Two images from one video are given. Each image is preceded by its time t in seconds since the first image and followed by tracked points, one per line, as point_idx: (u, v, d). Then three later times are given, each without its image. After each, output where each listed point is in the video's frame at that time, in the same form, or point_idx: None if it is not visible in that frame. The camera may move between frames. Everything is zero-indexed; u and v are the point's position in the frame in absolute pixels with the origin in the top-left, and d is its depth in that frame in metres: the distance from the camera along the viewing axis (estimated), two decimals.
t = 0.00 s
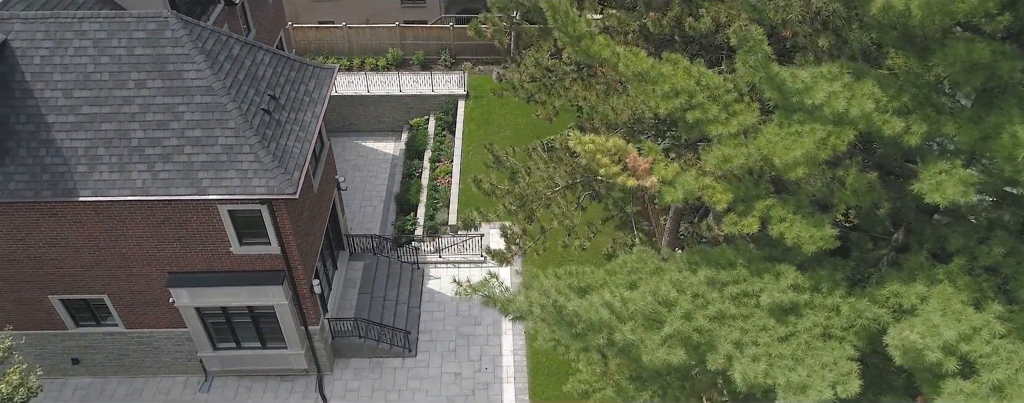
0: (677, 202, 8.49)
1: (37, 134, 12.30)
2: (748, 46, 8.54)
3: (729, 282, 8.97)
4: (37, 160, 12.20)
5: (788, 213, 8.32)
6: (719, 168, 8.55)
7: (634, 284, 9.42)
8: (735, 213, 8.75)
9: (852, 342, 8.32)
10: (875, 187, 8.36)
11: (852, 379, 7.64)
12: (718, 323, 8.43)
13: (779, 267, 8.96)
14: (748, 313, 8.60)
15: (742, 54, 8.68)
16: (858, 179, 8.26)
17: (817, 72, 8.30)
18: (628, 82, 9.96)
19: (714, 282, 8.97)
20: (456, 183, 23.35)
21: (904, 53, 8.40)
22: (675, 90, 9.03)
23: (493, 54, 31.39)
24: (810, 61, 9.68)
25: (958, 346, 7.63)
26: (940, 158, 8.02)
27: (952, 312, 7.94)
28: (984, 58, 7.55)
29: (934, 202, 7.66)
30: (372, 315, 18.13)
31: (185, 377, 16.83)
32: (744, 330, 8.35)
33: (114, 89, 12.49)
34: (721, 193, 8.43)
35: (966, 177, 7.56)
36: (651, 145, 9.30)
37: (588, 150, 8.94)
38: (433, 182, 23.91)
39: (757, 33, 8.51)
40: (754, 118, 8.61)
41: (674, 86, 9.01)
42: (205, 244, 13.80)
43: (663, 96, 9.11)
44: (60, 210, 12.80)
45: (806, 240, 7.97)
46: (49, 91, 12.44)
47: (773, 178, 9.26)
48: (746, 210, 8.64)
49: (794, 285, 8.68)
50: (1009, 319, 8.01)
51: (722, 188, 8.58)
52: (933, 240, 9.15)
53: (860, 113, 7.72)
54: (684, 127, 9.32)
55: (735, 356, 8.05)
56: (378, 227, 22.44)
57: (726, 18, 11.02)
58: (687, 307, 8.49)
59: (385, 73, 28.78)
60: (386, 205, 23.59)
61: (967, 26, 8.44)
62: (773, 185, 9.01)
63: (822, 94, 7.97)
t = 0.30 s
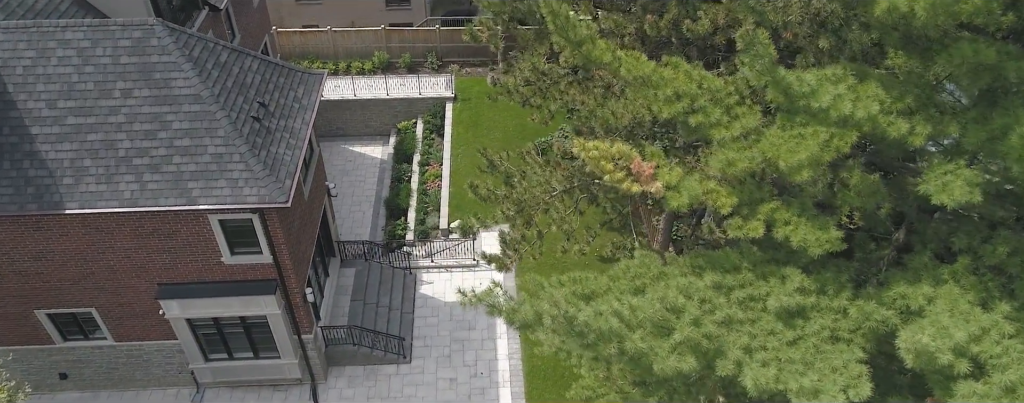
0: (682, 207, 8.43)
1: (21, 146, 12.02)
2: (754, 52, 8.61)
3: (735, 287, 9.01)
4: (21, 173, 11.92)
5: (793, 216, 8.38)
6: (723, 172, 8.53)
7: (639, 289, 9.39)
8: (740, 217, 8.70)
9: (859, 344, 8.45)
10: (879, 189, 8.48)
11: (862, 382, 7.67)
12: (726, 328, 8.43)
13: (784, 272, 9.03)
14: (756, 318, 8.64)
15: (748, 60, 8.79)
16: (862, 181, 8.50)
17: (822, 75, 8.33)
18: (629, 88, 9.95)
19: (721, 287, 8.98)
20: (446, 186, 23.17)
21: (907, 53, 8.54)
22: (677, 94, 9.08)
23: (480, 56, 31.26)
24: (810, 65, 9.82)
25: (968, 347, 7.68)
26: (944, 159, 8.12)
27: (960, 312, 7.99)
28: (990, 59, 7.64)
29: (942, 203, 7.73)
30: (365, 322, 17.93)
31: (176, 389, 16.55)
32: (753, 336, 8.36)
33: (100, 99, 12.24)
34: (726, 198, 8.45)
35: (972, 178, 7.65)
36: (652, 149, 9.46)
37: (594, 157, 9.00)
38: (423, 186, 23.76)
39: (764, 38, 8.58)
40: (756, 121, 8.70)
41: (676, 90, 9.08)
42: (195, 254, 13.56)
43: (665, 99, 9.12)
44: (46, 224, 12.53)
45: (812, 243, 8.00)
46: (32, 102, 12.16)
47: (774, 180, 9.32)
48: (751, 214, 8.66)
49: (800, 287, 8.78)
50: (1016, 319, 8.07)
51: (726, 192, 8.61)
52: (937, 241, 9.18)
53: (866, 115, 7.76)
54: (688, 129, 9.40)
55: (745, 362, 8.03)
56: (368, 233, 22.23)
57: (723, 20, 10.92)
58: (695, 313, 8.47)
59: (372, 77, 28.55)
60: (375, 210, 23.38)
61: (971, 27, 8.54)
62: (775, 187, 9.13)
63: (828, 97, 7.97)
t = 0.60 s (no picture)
0: (687, 211, 8.51)
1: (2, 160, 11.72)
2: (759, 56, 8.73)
3: (741, 291, 9.06)
4: (3, 187, 11.63)
5: (797, 217, 8.40)
6: (726, 175, 8.53)
7: (644, 294, 9.33)
8: (742, 221, 8.75)
9: (866, 344, 8.56)
10: (882, 190, 8.59)
11: (872, 384, 7.82)
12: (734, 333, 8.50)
13: (789, 274, 9.09)
14: (763, 321, 8.73)
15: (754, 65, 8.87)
16: (865, 182, 8.58)
17: (826, 76, 8.33)
18: (629, 90, 9.87)
19: (726, 292, 9.04)
20: (435, 190, 23.06)
21: (905, 53, 8.63)
22: (678, 98, 9.07)
23: (466, 58, 31.12)
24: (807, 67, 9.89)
25: (978, 346, 7.80)
26: (949, 159, 8.18)
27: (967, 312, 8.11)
28: (995, 60, 7.72)
29: (948, 203, 7.76)
30: (358, 329, 17.79)
31: None
32: (761, 341, 8.47)
33: (83, 109, 11.97)
34: (730, 201, 8.56)
35: (975, 176, 7.72)
36: (654, 154, 9.52)
37: (597, 162, 9.12)
38: (411, 190, 23.58)
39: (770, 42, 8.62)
40: (756, 125, 8.68)
41: (677, 93, 9.05)
42: (184, 266, 13.30)
43: (666, 102, 9.11)
44: (30, 238, 12.23)
45: (817, 245, 8.03)
46: (14, 114, 11.86)
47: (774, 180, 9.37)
48: (754, 218, 8.66)
49: (806, 290, 8.84)
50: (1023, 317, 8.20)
51: (730, 195, 8.71)
52: (938, 239, 9.30)
53: (870, 116, 7.83)
54: (688, 130, 9.42)
55: (754, 366, 8.15)
56: (357, 239, 22.00)
57: (720, 21, 11.03)
58: (703, 318, 8.51)
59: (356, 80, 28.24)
60: (364, 216, 23.16)
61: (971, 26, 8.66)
62: (776, 189, 9.13)
63: (833, 99, 7.99)
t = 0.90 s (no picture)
0: (693, 214, 8.52)
1: None
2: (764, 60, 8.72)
3: (747, 292, 9.09)
4: None
5: (800, 219, 8.50)
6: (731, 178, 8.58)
7: (648, 297, 9.46)
8: (749, 224, 8.71)
9: (872, 343, 8.66)
10: (884, 190, 8.77)
11: (882, 384, 7.93)
12: (743, 335, 8.59)
13: (794, 275, 9.12)
14: (772, 322, 8.77)
15: (762, 69, 8.89)
16: (867, 181, 8.77)
17: (829, 78, 8.53)
18: (630, 92, 9.86)
19: (732, 294, 9.09)
20: (423, 194, 22.86)
21: (904, 52, 8.73)
22: (680, 102, 9.09)
23: (451, 59, 30.95)
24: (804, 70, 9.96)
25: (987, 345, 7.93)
26: (952, 157, 8.31)
27: (973, 310, 8.25)
28: (999, 59, 7.83)
29: (954, 201, 7.89)
30: (350, 336, 17.63)
31: None
32: (770, 343, 8.54)
33: (67, 120, 11.69)
34: (733, 204, 8.57)
35: (979, 175, 7.85)
36: (657, 160, 9.58)
37: (601, 167, 9.22)
38: (400, 194, 23.39)
39: (776, 46, 8.66)
40: (758, 126, 8.69)
41: (677, 96, 9.09)
42: (174, 277, 13.06)
43: (668, 105, 9.11)
44: (14, 253, 11.93)
45: (822, 245, 8.10)
46: None
47: (777, 183, 9.36)
48: (761, 222, 8.65)
49: (812, 290, 8.91)
50: None
51: (733, 198, 8.72)
52: (939, 237, 9.49)
53: (878, 116, 7.97)
54: (689, 133, 9.40)
55: (764, 370, 8.25)
56: (346, 244, 21.79)
57: (717, 22, 11.05)
58: (712, 323, 8.55)
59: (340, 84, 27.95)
60: (352, 221, 22.96)
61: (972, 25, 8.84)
62: (779, 190, 9.19)
63: (838, 100, 8.12)
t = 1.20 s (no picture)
0: (698, 218, 8.88)
1: None
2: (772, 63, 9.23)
3: (754, 295, 9.43)
4: None
5: (804, 218, 9.05)
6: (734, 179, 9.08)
7: (651, 301, 9.78)
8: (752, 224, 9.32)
9: (878, 342, 9.01)
10: (887, 188, 9.09)
11: (892, 383, 8.24)
12: (752, 337, 8.90)
13: (800, 274, 9.52)
14: (779, 323, 9.10)
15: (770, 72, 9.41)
16: (870, 180, 9.16)
17: (833, 78, 8.81)
18: (630, 94, 10.14)
19: (740, 296, 9.42)
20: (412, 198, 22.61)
21: (902, 51, 9.10)
22: (681, 104, 9.38)
23: (435, 62, 30.67)
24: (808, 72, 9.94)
25: (995, 340, 8.20)
26: (953, 155, 8.72)
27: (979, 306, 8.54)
28: (1002, 58, 8.06)
29: (957, 198, 8.26)
30: (343, 344, 17.45)
31: None
32: (780, 344, 8.84)
33: (50, 132, 11.42)
34: (736, 205, 9.04)
35: (981, 173, 8.28)
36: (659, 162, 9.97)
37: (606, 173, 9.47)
38: (387, 199, 23.13)
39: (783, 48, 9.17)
40: (762, 126, 9.10)
41: (680, 99, 9.37)
42: (164, 289, 12.83)
43: (669, 107, 9.41)
44: None
45: (827, 245, 8.68)
46: None
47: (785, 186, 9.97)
48: (763, 220, 9.28)
49: (817, 290, 9.24)
50: None
51: (737, 198, 9.18)
52: (940, 234, 9.85)
53: (882, 115, 8.23)
54: (690, 137, 9.84)
55: (775, 371, 8.51)
56: (334, 250, 21.56)
57: (713, 23, 10.97)
58: (721, 326, 8.80)
59: (323, 88, 27.60)
60: (339, 226, 22.71)
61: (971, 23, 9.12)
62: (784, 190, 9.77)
63: (844, 101, 8.42)
